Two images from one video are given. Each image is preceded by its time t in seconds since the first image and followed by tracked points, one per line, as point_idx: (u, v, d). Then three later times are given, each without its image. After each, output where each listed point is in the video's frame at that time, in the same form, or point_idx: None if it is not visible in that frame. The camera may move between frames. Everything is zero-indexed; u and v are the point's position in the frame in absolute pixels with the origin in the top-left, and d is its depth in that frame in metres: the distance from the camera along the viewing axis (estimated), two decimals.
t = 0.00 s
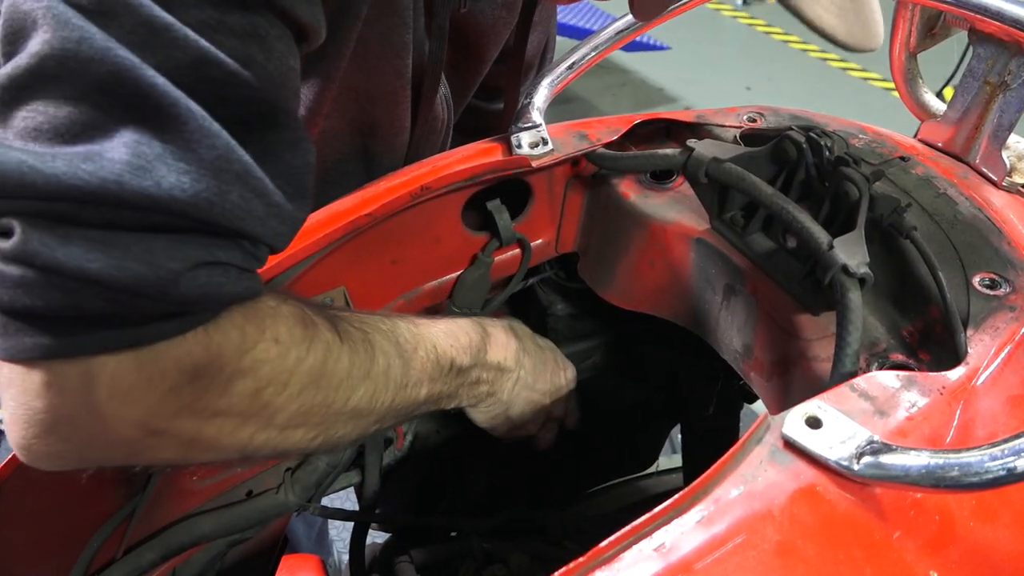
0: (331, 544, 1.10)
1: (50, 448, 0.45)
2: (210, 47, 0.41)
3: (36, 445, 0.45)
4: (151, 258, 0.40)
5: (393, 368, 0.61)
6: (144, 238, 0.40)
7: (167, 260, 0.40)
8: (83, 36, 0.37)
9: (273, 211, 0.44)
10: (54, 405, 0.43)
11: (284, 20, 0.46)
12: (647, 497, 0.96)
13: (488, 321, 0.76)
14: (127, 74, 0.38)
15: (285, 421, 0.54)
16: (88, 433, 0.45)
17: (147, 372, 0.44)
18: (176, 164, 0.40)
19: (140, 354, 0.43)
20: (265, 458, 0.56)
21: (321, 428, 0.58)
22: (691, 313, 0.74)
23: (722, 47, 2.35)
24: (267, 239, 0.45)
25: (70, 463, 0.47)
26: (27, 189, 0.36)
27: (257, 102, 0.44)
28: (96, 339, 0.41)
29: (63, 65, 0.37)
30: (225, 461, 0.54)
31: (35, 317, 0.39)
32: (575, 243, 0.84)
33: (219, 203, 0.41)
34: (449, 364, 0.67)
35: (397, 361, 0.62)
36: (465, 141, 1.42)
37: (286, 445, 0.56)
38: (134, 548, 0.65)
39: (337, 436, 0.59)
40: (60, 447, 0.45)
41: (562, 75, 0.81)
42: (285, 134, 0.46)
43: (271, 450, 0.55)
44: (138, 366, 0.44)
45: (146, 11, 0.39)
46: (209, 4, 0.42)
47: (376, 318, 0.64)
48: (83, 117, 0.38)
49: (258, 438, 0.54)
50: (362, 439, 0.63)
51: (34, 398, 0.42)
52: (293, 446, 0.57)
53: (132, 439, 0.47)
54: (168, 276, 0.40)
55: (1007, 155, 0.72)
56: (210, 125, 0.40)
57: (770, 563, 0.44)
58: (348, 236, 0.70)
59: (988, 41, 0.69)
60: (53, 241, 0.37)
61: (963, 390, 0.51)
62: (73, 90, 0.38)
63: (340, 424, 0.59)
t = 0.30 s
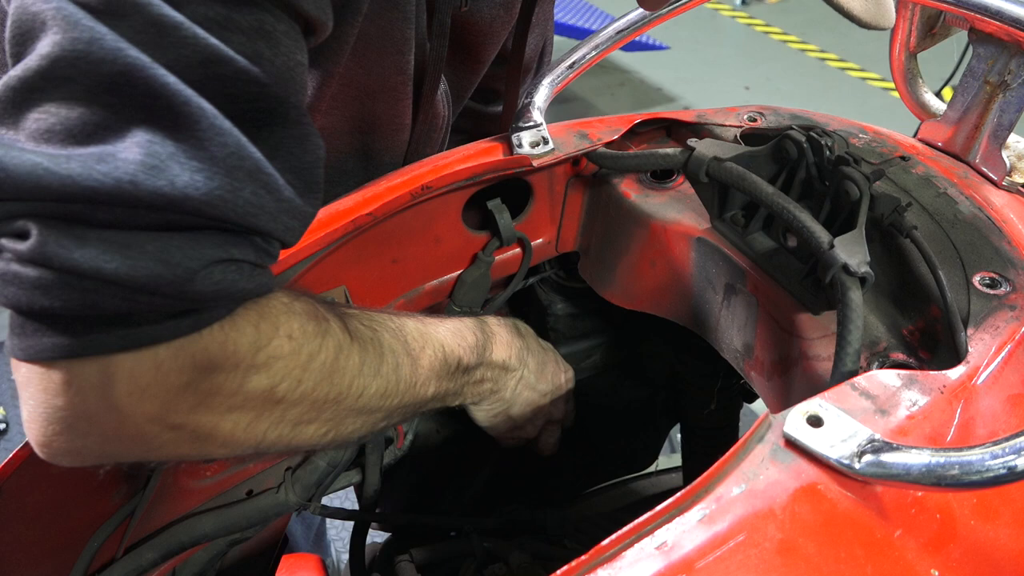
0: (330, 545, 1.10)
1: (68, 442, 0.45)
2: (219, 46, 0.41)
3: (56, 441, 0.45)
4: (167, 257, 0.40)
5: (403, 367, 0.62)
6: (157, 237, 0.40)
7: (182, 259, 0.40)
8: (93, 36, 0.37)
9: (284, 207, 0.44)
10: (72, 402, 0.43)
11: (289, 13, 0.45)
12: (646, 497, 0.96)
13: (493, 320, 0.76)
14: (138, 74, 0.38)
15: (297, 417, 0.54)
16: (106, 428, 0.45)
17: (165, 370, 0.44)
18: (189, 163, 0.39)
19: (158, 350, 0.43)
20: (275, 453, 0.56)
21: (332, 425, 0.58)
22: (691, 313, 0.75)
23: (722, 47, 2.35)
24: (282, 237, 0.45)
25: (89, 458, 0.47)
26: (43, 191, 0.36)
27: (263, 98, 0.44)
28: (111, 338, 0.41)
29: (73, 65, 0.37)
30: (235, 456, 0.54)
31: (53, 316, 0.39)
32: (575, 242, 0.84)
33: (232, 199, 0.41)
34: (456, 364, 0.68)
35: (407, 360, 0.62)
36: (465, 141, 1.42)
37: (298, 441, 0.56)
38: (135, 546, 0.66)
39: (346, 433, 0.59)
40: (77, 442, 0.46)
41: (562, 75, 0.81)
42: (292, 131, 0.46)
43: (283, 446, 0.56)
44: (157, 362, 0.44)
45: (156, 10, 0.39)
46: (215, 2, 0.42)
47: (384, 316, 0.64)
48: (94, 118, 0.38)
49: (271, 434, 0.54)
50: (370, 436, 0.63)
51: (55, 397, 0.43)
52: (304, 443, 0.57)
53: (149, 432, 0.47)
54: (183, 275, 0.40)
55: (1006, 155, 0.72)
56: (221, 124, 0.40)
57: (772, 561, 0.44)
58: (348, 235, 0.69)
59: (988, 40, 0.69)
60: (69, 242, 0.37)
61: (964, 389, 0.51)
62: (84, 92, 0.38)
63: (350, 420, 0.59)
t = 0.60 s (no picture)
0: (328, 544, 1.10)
1: (77, 426, 0.45)
2: (221, 30, 0.41)
3: (64, 423, 0.45)
4: (174, 240, 0.40)
5: (404, 353, 0.62)
6: (165, 221, 0.40)
7: (190, 242, 0.41)
8: (97, 21, 0.37)
9: (286, 190, 0.44)
10: (81, 385, 0.43)
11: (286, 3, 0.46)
12: (646, 495, 0.97)
13: (493, 310, 0.77)
14: (143, 59, 0.38)
15: (301, 401, 0.55)
16: (115, 412, 0.45)
17: (173, 354, 0.44)
18: (195, 147, 0.39)
19: (167, 334, 0.43)
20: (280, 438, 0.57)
21: (336, 409, 0.58)
22: (690, 311, 0.75)
23: (719, 46, 2.35)
24: (282, 216, 0.45)
25: (99, 442, 0.47)
26: (52, 177, 0.36)
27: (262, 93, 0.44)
28: (112, 321, 0.41)
29: (78, 51, 0.37)
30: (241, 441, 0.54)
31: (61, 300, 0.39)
32: (574, 241, 0.84)
33: (237, 181, 0.41)
34: (457, 351, 0.68)
35: (408, 346, 0.63)
36: (462, 139, 1.42)
37: (303, 425, 0.57)
38: (135, 545, 0.66)
39: (349, 417, 0.60)
40: (86, 426, 0.45)
41: (561, 73, 0.81)
42: (287, 124, 0.46)
43: (289, 430, 0.56)
44: (165, 347, 0.44)
45: None
46: None
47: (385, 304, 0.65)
48: (100, 104, 0.38)
49: (276, 418, 0.54)
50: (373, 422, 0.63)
51: (62, 379, 0.42)
52: (308, 427, 0.57)
53: (157, 416, 0.47)
54: (192, 258, 0.41)
55: (1005, 154, 0.72)
56: (225, 108, 0.40)
57: (771, 559, 0.44)
58: (348, 234, 0.69)
59: (987, 39, 0.69)
60: (76, 225, 0.37)
61: (962, 388, 0.51)
62: (91, 78, 0.38)
63: (354, 404, 0.59)
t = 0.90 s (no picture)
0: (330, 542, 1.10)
1: (67, 387, 0.45)
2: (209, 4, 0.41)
3: (53, 384, 0.45)
4: (160, 204, 0.40)
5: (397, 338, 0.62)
6: (151, 187, 0.40)
7: (174, 208, 0.41)
8: None
9: (272, 161, 0.44)
10: (69, 346, 0.43)
11: None
12: (650, 493, 0.97)
13: (493, 308, 0.77)
14: (131, 29, 0.38)
15: (289, 377, 0.54)
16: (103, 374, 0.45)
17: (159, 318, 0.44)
18: (180, 115, 0.39)
19: (152, 299, 0.43)
20: (269, 415, 0.56)
21: (325, 389, 0.58)
22: (692, 310, 0.75)
23: (721, 46, 2.35)
24: (272, 191, 0.46)
25: (88, 405, 0.48)
26: (38, 141, 0.36)
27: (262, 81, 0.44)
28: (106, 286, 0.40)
29: (69, 21, 0.37)
30: (229, 415, 0.54)
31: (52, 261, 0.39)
32: (576, 240, 0.85)
33: (222, 151, 0.41)
34: (451, 342, 0.68)
35: (400, 330, 0.62)
36: (455, 131, 1.42)
37: (291, 403, 0.56)
38: (138, 543, 0.66)
39: (339, 400, 0.59)
40: (75, 387, 0.45)
41: (563, 72, 0.81)
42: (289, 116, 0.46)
43: (276, 407, 0.55)
44: (151, 312, 0.43)
45: None
46: None
47: (380, 292, 0.65)
48: (90, 73, 0.38)
49: (264, 392, 0.54)
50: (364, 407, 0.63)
51: (51, 341, 0.43)
52: (297, 406, 0.57)
53: (144, 381, 0.47)
54: (175, 222, 0.41)
55: (1007, 153, 0.72)
56: (211, 78, 0.40)
57: (774, 556, 0.44)
58: (351, 232, 0.70)
59: (989, 39, 0.69)
60: (64, 188, 0.37)
61: (965, 387, 0.51)
62: (82, 49, 0.38)
63: (343, 385, 0.59)
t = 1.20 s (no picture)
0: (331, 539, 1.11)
1: (61, 350, 0.46)
2: None
3: (48, 345, 0.45)
4: (139, 160, 0.40)
5: (391, 319, 0.61)
6: (131, 145, 0.40)
7: (154, 162, 0.40)
8: None
9: (248, 118, 0.44)
10: (61, 309, 0.43)
11: None
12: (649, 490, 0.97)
13: (493, 307, 0.77)
14: None
15: (281, 351, 0.54)
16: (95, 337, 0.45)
17: (148, 279, 0.44)
18: (154, 72, 0.39)
19: (141, 260, 0.43)
20: (261, 392, 0.56)
21: (317, 367, 0.57)
22: (693, 307, 0.76)
23: (720, 43, 2.35)
24: (250, 149, 0.46)
25: (81, 369, 0.48)
26: (20, 104, 0.36)
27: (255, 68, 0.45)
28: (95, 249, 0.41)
29: None
30: (221, 389, 0.53)
31: (38, 227, 0.39)
32: (576, 238, 0.84)
33: (197, 106, 0.41)
34: (448, 330, 0.68)
35: (394, 312, 0.62)
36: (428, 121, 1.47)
37: (283, 380, 0.56)
38: (138, 540, 0.66)
39: (332, 379, 0.59)
40: (68, 350, 0.45)
41: (565, 69, 0.81)
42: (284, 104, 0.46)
43: (268, 382, 0.55)
44: (140, 273, 0.43)
45: None
46: None
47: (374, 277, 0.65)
48: (65, 38, 0.38)
49: (256, 365, 0.53)
50: (359, 390, 0.62)
51: (43, 303, 0.43)
52: (289, 383, 0.56)
53: (136, 345, 0.47)
54: (156, 178, 0.40)
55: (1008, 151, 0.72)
56: (179, 36, 0.41)
57: (776, 553, 0.44)
58: (352, 230, 0.70)
59: (991, 36, 0.69)
60: (48, 148, 0.37)
61: (966, 383, 0.52)
62: (57, 19, 0.38)
63: (335, 364, 0.58)
